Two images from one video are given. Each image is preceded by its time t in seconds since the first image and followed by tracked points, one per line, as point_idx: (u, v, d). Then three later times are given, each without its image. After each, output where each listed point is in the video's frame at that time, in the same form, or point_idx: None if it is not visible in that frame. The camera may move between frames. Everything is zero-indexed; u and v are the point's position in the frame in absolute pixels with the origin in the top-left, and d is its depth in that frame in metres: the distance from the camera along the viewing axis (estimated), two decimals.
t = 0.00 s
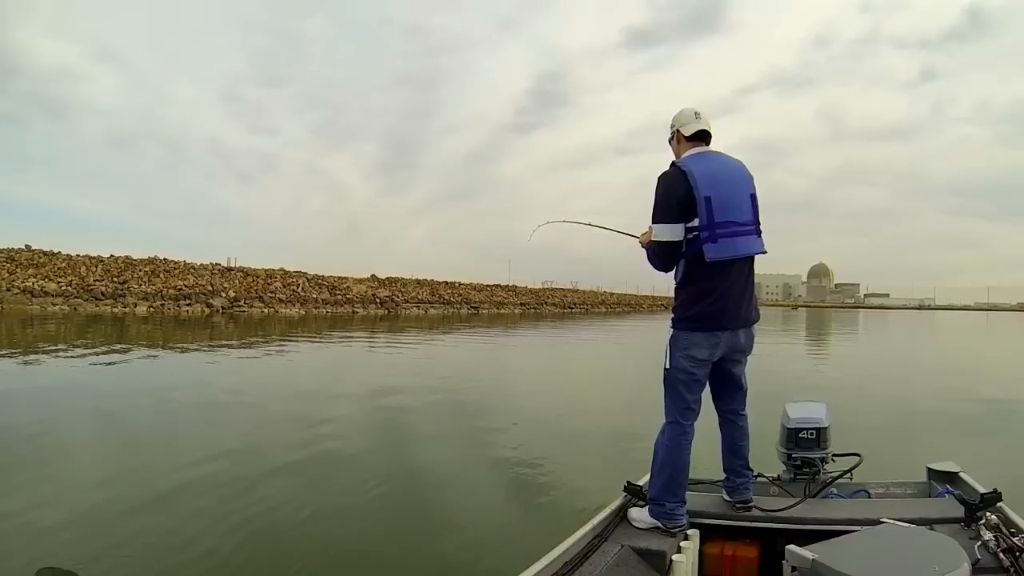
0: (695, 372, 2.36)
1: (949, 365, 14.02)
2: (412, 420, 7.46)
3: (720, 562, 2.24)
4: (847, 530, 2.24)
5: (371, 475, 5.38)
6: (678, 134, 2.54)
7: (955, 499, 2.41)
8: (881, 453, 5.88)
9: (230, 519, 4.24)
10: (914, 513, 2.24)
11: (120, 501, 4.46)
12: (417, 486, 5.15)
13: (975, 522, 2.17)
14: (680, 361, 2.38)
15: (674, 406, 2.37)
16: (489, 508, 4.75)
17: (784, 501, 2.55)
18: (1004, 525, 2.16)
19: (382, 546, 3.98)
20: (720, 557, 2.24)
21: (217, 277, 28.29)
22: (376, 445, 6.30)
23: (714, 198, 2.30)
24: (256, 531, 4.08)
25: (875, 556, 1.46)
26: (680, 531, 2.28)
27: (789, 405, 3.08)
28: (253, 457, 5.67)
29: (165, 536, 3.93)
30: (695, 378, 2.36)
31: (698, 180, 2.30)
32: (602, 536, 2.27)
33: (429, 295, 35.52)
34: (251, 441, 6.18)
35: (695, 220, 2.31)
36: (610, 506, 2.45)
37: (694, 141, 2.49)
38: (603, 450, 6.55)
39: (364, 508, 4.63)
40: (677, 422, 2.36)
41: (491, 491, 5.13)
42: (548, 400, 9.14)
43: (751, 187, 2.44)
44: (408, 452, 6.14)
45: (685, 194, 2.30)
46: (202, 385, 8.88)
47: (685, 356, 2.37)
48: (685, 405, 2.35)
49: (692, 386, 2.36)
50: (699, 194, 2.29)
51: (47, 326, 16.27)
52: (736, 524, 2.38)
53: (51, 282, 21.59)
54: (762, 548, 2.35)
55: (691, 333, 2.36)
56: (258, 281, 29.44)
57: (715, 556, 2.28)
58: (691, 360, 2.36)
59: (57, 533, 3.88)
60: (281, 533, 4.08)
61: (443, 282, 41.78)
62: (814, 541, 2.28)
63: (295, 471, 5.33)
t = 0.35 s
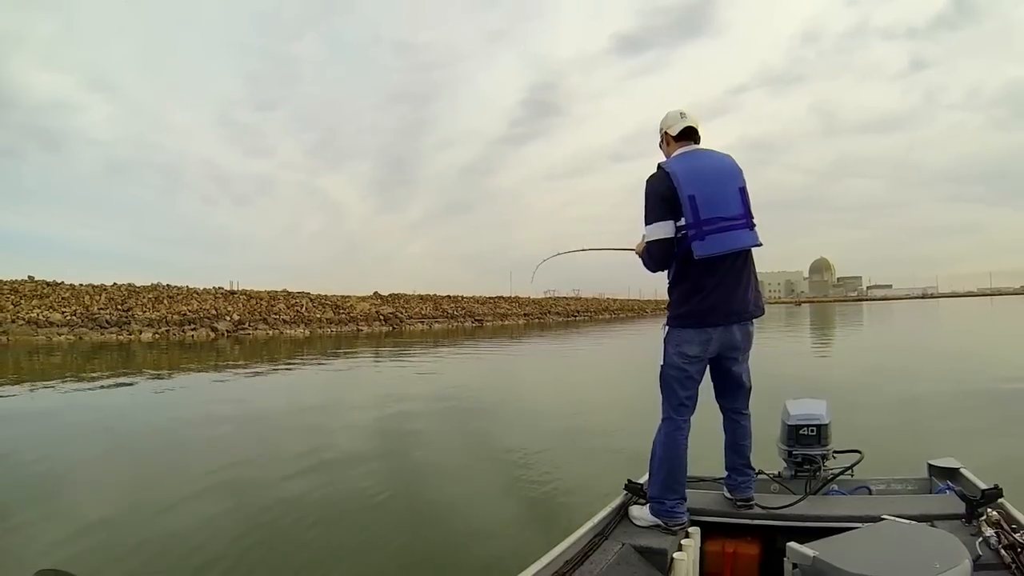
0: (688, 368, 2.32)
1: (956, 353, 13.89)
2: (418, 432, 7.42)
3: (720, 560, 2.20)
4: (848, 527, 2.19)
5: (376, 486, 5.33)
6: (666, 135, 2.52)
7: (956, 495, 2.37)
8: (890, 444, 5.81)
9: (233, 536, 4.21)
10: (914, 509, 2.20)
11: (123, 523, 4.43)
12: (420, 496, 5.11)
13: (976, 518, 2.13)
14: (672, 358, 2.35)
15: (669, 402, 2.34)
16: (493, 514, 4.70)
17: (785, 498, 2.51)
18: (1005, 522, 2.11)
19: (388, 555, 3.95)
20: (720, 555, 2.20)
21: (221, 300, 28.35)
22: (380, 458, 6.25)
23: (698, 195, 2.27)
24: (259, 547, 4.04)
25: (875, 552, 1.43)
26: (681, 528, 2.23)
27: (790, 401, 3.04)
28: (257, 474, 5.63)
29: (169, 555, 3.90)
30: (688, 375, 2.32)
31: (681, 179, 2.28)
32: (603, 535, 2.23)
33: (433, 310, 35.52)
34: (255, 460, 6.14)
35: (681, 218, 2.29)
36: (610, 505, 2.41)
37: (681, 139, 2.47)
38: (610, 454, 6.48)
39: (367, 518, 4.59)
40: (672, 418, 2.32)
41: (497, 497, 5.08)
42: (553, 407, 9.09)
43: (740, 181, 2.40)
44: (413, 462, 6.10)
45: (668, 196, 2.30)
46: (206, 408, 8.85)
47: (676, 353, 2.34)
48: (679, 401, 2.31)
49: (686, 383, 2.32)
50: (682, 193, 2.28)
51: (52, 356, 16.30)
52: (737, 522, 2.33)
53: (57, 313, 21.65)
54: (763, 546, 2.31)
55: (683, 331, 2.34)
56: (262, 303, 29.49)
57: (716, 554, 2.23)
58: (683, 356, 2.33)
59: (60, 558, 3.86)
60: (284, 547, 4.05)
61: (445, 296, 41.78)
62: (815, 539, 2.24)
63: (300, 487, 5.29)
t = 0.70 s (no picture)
0: (628, 367, 2.33)
1: (886, 354, 14.63)
2: (366, 426, 7.30)
3: (661, 557, 2.21)
4: (785, 521, 2.25)
5: (322, 480, 5.22)
6: (617, 134, 2.52)
7: (888, 489, 2.46)
8: (825, 441, 6.05)
9: (172, 531, 4.04)
10: (849, 503, 2.27)
11: (52, 520, 4.20)
12: (367, 491, 5.02)
13: (908, 511, 2.22)
14: (613, 356, 2.35)
15: (610, 399, 2.34)
16: (442, 508, 4.67)
17: (724, 495, 2.55)
18: (935, 515, 2.21)
19: (334, 549, 3.87)
20: (660, 550, 2.21)
21: (164, 291, 27.28)
22: (327, 453, 6.11)
23: (650, 202, 2.28)
24: (199, 543, 3.88)
25: (811, 543, 1.47)
26: (621, 526, 2.25)
27: (727, 401, 3.08)
28: (199, 468, 5.43)
29: (102, 553, 3.71)
30: (629, 372, 2.33)
31: (633, 183, 2.28)
32: (544, 533, 2.24)
33: (385, 305, 35.12)
34: (196, 454, 5.91)
35: (631, 223, 2.29)
36: (551, 502, 2.42)
37: (633, 139, 2.48)
38: (558, 450, 6.54)
39: (314, 513, 4.49)
40: (613, 414, 2.32)
41: (445, 491, 5.06)
42: (504, 404, 9.10)
43: (690, 189, 2.42)
44: (361, 456, 6.00)
45: (620, 198, 2.30)
46: (145, 401, 8.47)
47: (617, 351, 2.35)
48: (619, 399, 2.31)
49: (627, 380, 2.33)
50: (634, 198, 2.28)
51: None
52: (677, 518, 2.36)
53: None
54: (703, 542, 2.33)
55: (624, 330, 2.34)
56: (208, 294, 28.51)
57: (656, 550, 2.24)
58: (624, 355, 2.33)
59: None
60: (227, 542, 3.92)
61: (397, 291, 41.36)
62: (754, 533, 2.28)
63: (243, 481, 5.13)
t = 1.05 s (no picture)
0: (633, 367, 2.36)
1: (893, 356, 14.59)
2: (374, 417, 7.37)
3: (663, 557, 2.25)
4: (788, 521, 2.28)
5: (330, 471, 5.29)
6: (628, 133, 2.54)
7: (891, 489, 2.49)
8: (829, 442, 6.07)
9: (187, 518, 4.12)
10: (852, 504, 2.30)
11: (70, 504, 4.29)
12: (376, 482, 5.09)
13: (911, 512, 2.25)
14: (617, 357, 2.38)
15: (614, 401, 2.37)
16: (451, 501, 4.74)
17: (726, 496, 2.58)
18: (937, 515, 2.23)
19: (346, 540, 3.96)
20: (663, 551, 2.24)
21: (174, 278, 27.47)
22: (335, 443, 6.18)
23: (659, 204, 2.30)
24: (213, 530, 3.96)
25: (814, 543, 1.50)
26: (623, 527, 2.30)
27: (730, 402, 3.10)
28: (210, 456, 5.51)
29: (120, 538, 3.80)
30: (633, 373, 2.36)
31: (643, 184, 2.30)
32: (547, 534, 2.28)
33: (392, 295, 35.26)
34: (207, 441, 6.00)
35: (639, 224, 2.31)
36: (554, 504, 2.46)
37: (644, 140, 2.49)
38: (563, 444, 6.59)
39: (325, 503, 4.57)
40: (617, 416, 2.35)
41: (453, 484, 5.12)
42: (509, 396, 9.17)
43: (698, 193, 2.45)
44: (368, 447, 6.07)
45: (629, 198, 2.32)
46: (156, 388, 8.58)
47: (621, 352, 2.38)
48: (624, 400, 2.34)
49: (631, 381, 2.36)
50: (644, 198, 2.30)
51: None
52: (680, 519, 2.39)
53: None
54: (705, 542, 2.37)
55: (627, 331, 2.37)
56: (217, 282, 28.70)
57: (659, 551, 2.28)
58: (628, 356, 2.36)
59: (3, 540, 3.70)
60: (242, 530, 3.99)
61: (405, 281, 41.48)
62: (756, 534, 2.31)
63: (254, 469, 5.21)
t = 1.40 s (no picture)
0: (631, 367, 2.38)
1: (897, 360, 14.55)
2: (377, 412, 7.41)
3: (663, 557, 2.27)
4: (788, 521, 2.29)
5: (333, 466, 5.33)
6: (629, 133, 2.55)
7: (891, 489, 2.50)
8: (831, 444, 6.08)
9: (194, 512, 4.17)
10: (853, 504, 2.31)
11: (79, 496, 4.34)
12: (378, 478, 5.13)
13: (911, 512, 2.26)
14: (615, 356, 2.40)
15: (613, 401, 2.39)
16: (454, 498, 4.76)
17: (726, 496, 2.60)
18: (937, 515, 2.25)
19: (350, 536, 3.98)
20: (663, 552, 2.26)
21: (181, 271, 27.60)
22: (339, 437, 6.21)
23: (657, 204, 2.33)
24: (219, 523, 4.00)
25: (814, 545, 1.52)
26: (623, 527, 2.32)
27: (730, 402, 3.11)
28: (214, 450, 5.55)
29: (127, 530, 3.84)
30: (631, 372, 2.38)
31: (642, 183, 2.33)
32: (547, 534, 2.31)
33: (397, 291, 35.35)
34: (212, 435, 6.05)
35: (637, 223, 2.33)
36: (553, 504, 2.48)
37: (644, 141, 2.51)
38: (565, 442, 6.62)
39: (330, 497, 4.61)
40: (616, 416, 2.37)
41: (455, 481, 5.15)
42: (512, 394, 9.19)
43: (696, 195, 2.47)
44: (371, 443, 6.10)
45: (628, 196, 2.34)
46: (162, 381, 8.65)
47: (619, 352, 2.40)
48: (622, 400, 2.36)
49: (629, 380, 2.38)
50: (643, 198, 2.32)
51: None
52: (680, 519, 2.41)
53: (6, 276, 20.76)
54: (705, 542, 2.39)
55: (625, 330, 2.39)
56: (223, 276, 28.82)
57: (659, 551, 2.30)
58: (626, 356, 2.38)
59: (14, 529, 3.76)
60: (247, 525, 4.03)
61: (409, 278, 41.55)
62: (756, 534, 2.33)
63: (258, 464, 5.25)
